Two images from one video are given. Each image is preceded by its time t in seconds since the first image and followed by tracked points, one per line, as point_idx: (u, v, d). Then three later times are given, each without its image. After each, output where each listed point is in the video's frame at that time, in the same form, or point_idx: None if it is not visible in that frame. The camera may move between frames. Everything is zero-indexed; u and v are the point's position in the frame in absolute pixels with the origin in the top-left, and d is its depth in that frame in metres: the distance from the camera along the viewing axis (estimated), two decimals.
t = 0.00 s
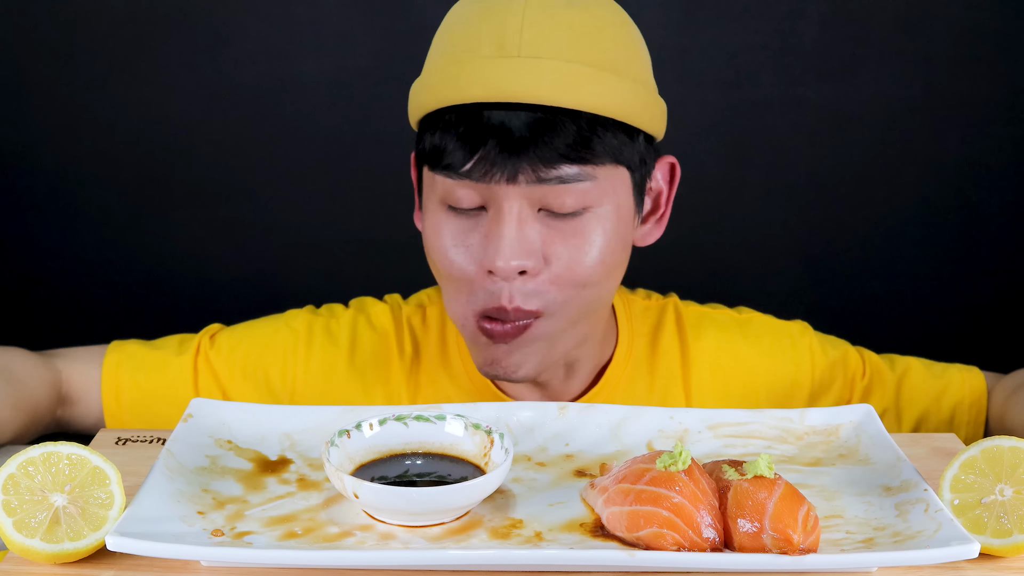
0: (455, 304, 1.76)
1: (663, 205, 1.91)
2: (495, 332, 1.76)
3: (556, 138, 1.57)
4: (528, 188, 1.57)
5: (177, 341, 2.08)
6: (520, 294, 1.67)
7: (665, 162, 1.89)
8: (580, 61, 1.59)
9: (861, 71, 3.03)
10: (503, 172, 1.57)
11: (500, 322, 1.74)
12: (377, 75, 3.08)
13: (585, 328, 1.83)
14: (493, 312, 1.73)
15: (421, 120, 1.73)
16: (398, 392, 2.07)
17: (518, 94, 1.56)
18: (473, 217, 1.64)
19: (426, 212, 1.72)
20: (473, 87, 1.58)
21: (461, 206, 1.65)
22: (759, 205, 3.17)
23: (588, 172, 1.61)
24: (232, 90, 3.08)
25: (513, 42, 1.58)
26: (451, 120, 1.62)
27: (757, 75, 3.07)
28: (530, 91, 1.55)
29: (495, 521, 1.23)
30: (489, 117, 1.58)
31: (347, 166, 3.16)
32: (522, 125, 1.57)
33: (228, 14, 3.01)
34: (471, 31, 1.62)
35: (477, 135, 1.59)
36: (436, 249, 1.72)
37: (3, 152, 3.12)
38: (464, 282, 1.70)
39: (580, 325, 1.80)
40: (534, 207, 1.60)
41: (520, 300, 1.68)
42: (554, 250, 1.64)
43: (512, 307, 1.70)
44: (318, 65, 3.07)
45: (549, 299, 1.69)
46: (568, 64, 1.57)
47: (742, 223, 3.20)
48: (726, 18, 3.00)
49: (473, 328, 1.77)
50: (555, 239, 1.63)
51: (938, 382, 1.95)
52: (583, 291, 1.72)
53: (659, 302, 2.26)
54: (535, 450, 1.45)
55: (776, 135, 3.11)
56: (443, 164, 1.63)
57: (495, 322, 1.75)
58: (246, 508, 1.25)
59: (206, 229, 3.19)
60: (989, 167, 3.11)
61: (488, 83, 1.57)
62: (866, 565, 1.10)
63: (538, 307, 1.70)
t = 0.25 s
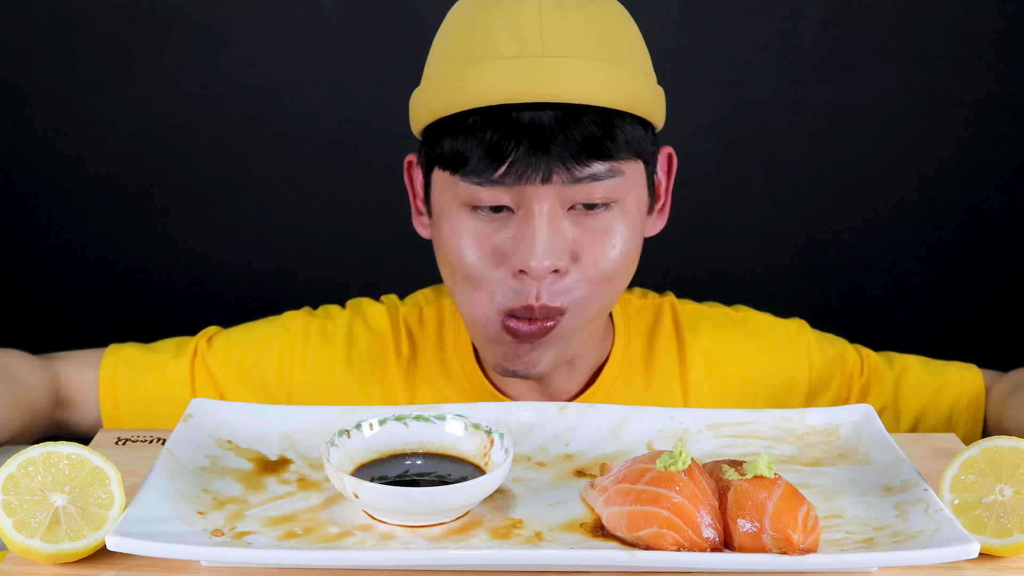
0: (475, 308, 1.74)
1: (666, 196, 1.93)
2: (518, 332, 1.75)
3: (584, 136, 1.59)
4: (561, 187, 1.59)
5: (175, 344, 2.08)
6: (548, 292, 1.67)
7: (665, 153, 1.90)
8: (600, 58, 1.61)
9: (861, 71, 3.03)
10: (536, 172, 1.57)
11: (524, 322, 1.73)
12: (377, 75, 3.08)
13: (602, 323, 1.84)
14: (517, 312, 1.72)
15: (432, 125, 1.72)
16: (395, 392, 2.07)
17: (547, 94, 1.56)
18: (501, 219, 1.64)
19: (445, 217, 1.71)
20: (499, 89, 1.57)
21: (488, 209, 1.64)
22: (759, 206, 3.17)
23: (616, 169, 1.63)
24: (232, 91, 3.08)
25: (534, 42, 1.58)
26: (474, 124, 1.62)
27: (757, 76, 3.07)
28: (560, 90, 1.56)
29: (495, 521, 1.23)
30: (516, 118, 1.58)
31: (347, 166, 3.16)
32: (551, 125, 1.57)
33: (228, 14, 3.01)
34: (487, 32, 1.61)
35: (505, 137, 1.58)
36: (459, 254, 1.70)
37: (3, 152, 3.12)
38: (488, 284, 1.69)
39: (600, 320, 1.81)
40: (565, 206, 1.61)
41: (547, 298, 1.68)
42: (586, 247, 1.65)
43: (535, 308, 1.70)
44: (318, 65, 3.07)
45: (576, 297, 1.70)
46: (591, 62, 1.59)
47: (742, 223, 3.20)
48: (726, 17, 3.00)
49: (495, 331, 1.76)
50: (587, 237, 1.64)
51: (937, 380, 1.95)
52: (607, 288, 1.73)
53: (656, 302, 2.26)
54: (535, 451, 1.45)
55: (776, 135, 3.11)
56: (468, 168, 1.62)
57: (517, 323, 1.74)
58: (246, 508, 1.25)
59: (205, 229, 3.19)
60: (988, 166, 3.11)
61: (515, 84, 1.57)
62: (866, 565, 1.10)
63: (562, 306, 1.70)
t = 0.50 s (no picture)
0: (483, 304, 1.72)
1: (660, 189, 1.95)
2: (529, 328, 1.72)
3: (591, 123, 1.59)
4: (569, 174, 1.59)
5: (173, 346, 2.08)
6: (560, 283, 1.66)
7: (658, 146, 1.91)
8: (600, 48, 1.63)
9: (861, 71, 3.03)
10: (545, 160, 1.57)
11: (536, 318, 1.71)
12: (377, 75, 3.08)
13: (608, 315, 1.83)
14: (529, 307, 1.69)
15: (432, 120, 1.72)
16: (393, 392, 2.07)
17: (552, 83, 1.57)
18: (509, 209, 1.63)
19: (450, 211, 1.70)
20: (505, 79, 1.58)
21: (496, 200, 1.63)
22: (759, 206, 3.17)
23: (621, 156, 1.64)
24: (232, 91, 3.08)
25: (536, 33, 1.59)
26: (478, 116, 1.61)
27: (757, 76, 3.07)
28: (564, 80, 1.57)
29: (495, 521, 1.23)
30: (523, 108, 1.58)
31: (347, 166, 3.16)
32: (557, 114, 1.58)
33: (228, 14, 3.00)
34: (489, 26, 1.62)
35: (512, 126, 1.58)
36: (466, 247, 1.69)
37: (3, 152, 3.12)
38: (497, 277, 1.68)
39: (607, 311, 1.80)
40: (574, 194, 1.61)
41: (557, 289, 1.67)
42: (595, 234, 1.64)
43: (547, 300, 1.68)
44: (318, 65, 3.07)
45: (589, 287, 1.68)
46: (592, 52, 1.60)
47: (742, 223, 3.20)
48: (727, 17, 3.00)
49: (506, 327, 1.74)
50: (597, 224, 1.64)
51: (935, 378, 1.95)
52: (618, 278, 1.71)
53: (653, 301, 2.26)
54: (535, 451, 1.45)
55: (777, 135, 3.11)
56: (474, 160, 1.62)
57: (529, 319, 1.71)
58: (246, 508, 1.25)
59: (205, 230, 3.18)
60: (988, 166, 3.11)
61: (519, 75, 1.57)
62: (866, 565, 1.10)
63: (573, 298, 1.68)
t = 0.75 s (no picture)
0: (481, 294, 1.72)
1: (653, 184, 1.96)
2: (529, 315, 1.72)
3: (588, 106, 1.60)
4: (567, 156, 1.59)
5: (171, 348, 2.08)
6: (560, 267, 1.66)
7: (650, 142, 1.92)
8: (595, 35, 1.64)
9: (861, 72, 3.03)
10: (543, 142, 1.58)
11: (536, 305, 1.71)
12: (377, 75, 3.08)
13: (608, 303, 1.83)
14: (528, 293, 1.70)
15: (427, 114, 1.71)
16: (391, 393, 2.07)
17: (550, 68, 1.57)
18: (507, 195, 1.63)
19: (448, 201, 1.70)
20: (504, 65, 1.57)
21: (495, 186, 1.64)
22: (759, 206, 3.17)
23: (618, 139, 1.65)
24: (232, 91, 3.08)
25: (532, 20, 1.59)
26: (475, 104, 1.62)
27: (757, 76, 3.07)
28: (561, 64, 1.58)
29: (495, 521, 1.23)
30: (520, 94, 1.58)
31: (347, 167, 3.16)
32: (556, 98, 1.58)
33: (228, 14, 3.01)
34: (485, 16, 1.62)
35: (510, 111, 1.59)
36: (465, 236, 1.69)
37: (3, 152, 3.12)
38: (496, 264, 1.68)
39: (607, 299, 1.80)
40: (573, 177, 1.61)
41: (558, 274, 1.67)
42: (595, 217, 1.65)
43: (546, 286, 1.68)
44: (319, 65, 3.07)
45: (587, 272, 1.68)
46: (588, 39, 1.61)
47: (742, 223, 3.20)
48: (727, 17, 3.01)
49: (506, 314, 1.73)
50: (596, 208, 1.64)
51: (932, 378, 1.95)
52: (616, 263, 1.71)
53: (650, 301, 2.26)
54: (535, 451, 1.45)
55: (777, 135, 3.11)
56: (472, 147, 1.62)
57: (530, 305, 1.71)
58: (246, 508, 1.25)
59: (205, 230, 3.18)
60: (988, 166, 3.11)
61: (518, 61, 1.57)
62: (867, 565, 1.10)
63: (573, 282, 1.68)
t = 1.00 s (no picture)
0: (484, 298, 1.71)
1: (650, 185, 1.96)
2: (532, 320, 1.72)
3: (591, 110, 1.60)
4: (572, 161, 1.59)
5: (170, 350, 2.08)
6: (563, 273, 1.65)
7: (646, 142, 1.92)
8: (596, 38, 1.64)
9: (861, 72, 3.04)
10: (549, 148, 1.57)
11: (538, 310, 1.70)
12: (377, 75, 3.08)
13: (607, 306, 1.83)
14: (530, 298, 1.69)
15: (428, 118, 1.71)
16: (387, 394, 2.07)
17: (553, 71, 1.57)
18: (513, 200, 1.63)
19: (451, 206, 1.69)
20: (507, 70, 1.57)
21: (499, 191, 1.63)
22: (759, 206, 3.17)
23: (620, 143, 1.65)
24: (232, 91, 3.08)
25: (533, 24, 1.60)
26: (478, 109, 1.61)
27: (757, 76, 3.07)
28: (564, 67, 1.58)
29: (495, 521, 1.23)
30: (524, 99, 1.58)
31: (347, 167, 3.16)
32: (560, 103, 1.58)
33: (227, 14, 3.00)
34: (486, 20, 1.62)
35: (514, 116, 1.58)
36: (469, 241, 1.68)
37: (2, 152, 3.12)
38: (500, 270, 1.67)
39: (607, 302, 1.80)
40: (577, 181, 1.61)
41: (561, 279, 1.66)
42: (599, 222, 1.64)
43: (550, 289, 1.67)
44: (319, 65, 3.07)
45: (590, 276, 1.68)
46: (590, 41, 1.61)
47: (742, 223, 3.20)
48: (727, 17, 3.01)
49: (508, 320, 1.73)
50: (600, 213, 1.64)
51: (929, 378, 1.95)
52: (617, 266, 1.71)
53: (647, 303, 2.26)
54: (535, 451, 1.45)
55: (776, 135, 3.11)
56: (476, 152, 1.61)
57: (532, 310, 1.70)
58: (246, 508, 1.25)
59: (205, 230, 3.18)
60: (988, 166, 3.11)
61: (521, 65, 1.57)
62: (867, 565, 1.10)
63: (576, 287, 1.68)
